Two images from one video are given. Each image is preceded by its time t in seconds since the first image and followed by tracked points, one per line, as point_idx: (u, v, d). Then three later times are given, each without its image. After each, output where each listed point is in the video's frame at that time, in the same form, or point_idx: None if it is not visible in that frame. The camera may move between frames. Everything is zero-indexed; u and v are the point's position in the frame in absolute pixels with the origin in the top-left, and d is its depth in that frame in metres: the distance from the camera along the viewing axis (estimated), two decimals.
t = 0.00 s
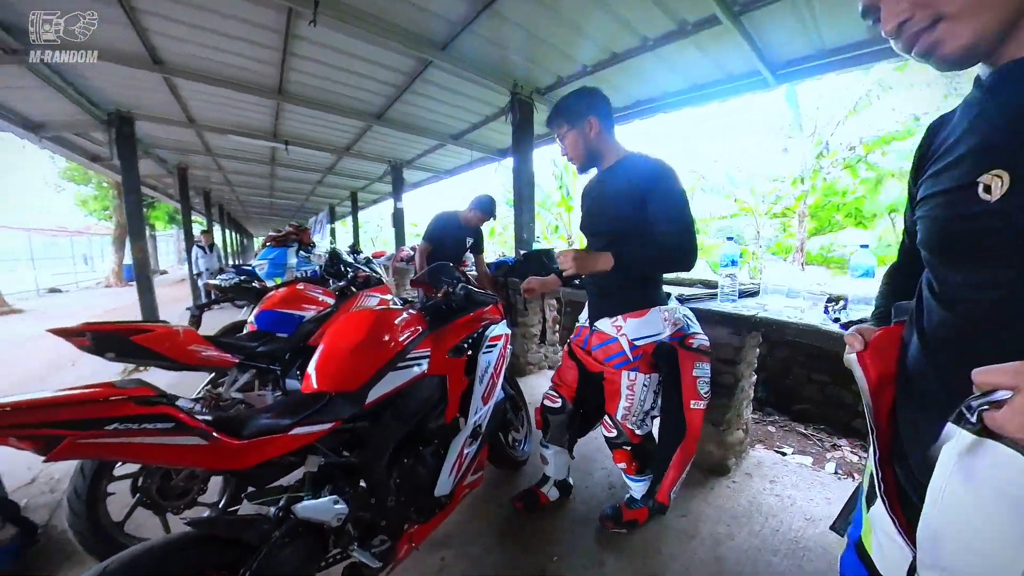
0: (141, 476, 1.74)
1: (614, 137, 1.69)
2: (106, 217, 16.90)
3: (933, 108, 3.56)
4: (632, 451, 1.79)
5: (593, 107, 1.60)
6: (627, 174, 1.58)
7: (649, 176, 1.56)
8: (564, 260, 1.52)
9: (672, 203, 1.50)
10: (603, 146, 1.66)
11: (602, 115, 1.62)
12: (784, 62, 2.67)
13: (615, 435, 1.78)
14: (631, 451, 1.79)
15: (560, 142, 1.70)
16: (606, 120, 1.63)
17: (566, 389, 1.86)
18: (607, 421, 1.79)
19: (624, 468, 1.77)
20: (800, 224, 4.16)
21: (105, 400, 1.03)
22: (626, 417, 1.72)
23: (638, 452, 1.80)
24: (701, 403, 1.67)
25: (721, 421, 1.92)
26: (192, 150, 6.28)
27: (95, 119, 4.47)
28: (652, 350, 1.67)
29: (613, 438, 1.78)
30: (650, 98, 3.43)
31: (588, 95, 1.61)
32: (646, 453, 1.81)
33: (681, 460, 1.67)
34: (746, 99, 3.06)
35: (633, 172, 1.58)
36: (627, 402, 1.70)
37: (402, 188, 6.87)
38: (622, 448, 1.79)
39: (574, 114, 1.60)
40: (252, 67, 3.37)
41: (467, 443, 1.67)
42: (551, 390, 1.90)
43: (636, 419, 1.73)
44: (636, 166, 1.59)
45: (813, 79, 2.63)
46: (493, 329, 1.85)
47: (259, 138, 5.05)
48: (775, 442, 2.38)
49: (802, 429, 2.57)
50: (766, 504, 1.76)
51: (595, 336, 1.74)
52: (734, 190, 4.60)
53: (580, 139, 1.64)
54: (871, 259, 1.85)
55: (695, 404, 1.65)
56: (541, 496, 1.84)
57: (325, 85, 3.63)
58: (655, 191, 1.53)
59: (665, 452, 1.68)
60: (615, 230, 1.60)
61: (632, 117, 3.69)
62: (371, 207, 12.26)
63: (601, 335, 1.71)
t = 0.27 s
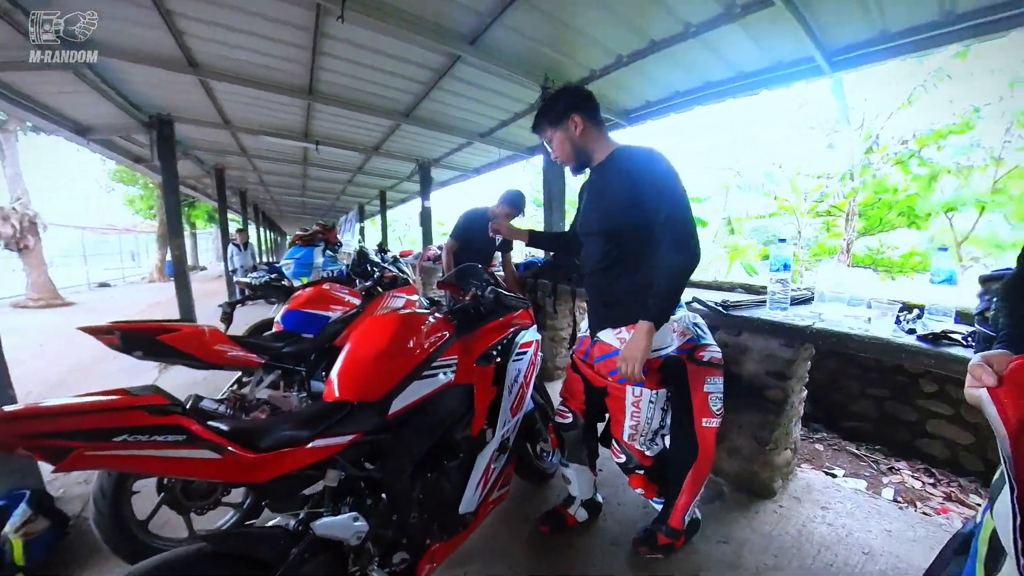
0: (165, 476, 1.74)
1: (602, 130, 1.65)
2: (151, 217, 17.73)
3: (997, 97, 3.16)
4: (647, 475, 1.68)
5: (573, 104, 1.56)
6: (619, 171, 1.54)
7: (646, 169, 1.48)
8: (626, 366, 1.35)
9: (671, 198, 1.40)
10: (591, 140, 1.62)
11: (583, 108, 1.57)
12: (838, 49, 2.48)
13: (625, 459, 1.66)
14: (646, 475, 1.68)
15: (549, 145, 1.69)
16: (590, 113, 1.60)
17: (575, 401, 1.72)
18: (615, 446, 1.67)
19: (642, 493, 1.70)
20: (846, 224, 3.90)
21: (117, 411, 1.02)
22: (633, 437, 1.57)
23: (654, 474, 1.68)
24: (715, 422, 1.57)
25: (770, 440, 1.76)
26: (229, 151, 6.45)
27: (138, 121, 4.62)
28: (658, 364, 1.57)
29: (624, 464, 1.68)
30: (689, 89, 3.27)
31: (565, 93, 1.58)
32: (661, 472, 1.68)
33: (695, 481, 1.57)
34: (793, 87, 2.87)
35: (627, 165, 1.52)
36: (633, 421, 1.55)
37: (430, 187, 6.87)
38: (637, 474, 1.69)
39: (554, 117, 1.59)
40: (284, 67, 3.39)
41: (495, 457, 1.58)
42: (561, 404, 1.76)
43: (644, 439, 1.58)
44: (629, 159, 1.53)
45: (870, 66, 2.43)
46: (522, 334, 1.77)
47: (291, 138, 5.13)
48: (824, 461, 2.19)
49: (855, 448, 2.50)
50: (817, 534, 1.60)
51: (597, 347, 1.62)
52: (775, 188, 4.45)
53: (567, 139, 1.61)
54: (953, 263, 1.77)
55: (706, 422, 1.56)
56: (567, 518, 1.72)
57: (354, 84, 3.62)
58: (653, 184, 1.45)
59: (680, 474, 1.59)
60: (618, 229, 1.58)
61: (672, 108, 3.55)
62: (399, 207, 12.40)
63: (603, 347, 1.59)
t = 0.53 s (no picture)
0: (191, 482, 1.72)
1: (604, 133, 1.55)
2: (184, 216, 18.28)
3: None
4: (646, 500, 1.57)
5: (567, 112, 1.48)
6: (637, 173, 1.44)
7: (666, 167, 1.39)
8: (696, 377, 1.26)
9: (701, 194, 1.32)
10: (596, 144, 1.53)
11: (581, 113, 1.49)
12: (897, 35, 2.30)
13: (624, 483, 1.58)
14: (646, 502, 1.57)
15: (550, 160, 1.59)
16: (588, 117, 1.51)
17: (604, 417, 1.61)
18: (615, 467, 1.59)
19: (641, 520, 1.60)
20: (888, 224, 3.63)
21: (136, 431, 1.01)
22: (637, 454, 1.48)
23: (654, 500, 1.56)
24: (740, 450, 1.39)
25: (822, 461, 1.71)
26: (256, 152, 6.54)
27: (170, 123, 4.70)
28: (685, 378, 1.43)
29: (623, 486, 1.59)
30: (728, 82, 3.14)
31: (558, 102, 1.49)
32: (669, 498, 1.55)
33: (707, 517, 1.39)
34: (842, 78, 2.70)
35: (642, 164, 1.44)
36: (642, 436, 1.46)
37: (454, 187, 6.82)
38: (637, 500, 1.58)
39: (553, 129, 1.50)
40: (311, 67, 3.38)
41: (529, 476, 1.60)
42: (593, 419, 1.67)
43: (649, 461, 1.49)
44: (646, 158, 1.44)
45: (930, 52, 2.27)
46: (558, 343, 1.75)
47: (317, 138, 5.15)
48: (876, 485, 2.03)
49: (910, 469, 2.34)
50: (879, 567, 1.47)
51: (623, 353, 1.56)
52: (813, 187, 4.21)
53: (570, 149, 1.52)
54: None
55: (730, 449, 1.38)
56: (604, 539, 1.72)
57: (380, 83, 3.59)
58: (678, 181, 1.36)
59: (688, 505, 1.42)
60: (646, 235, 1.47)
61: (708, 103, 3.42)
62: (422, 207, 12.44)
63: (630, 352, 1.52)
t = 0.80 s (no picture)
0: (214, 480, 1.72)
1: (609, 135, 1.47)
2: (207, 216, 18.73)
3: None
4: (672, 503, 1.47)
5: (566, 118, 1.42)
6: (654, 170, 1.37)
7: (687, 158, 1.31)
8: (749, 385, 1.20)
9: (730, 187, 1.23)
10: (604, 149, 1.46)
11: (581, 119, 1.42)
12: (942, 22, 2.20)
13: (656, 478, 1.50)
14: (670, 504, 1.48)
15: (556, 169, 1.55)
16: (590, 123, 1.44)
17: (640, 420, 1.56)
18: (649, 460, 1.51)
19: (657, 524, 1.48)
20: (920, 224, 3.44)
21: (158, 432, 1.05)
22: (674, 460, 1.43)
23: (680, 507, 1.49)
24: (785, 451, 1.33)
25: (864, 472, 1.69)
26: (278, 152, 6.63)
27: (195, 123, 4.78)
28: (722, 381, 1.37)
29: (653, 481, 1.51)
30: (756, 75, 3.03)
31: (557, 107, 1.44)
32: (687, 509, 1.51)
33: (752, 523, 1.34)
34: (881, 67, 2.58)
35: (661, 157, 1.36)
36: (680, 442, 1.41)
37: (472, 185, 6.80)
38: (660, 500, 1.48)
39: (555, 138, 1.44)
40: (333, 65, 3.39)
41: (556, 484, 1.54)
42: (625, 420, 1.62)
43: (686, 464, 1.43)
44: (664, 152, 1.37)
45: (981, 39, 2.14)
46: (585, 346, 1.70)
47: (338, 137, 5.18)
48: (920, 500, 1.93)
49: (955, 484, 2.22)
50: None
51: (652, 358, 1.51)
52: (840, 185, 4.07)
53: (575, 158, 1.45)
54: None
55: (773, 452, 1.32)
56: (630, 548, 1.68)
57: (400, 80, 3.58)
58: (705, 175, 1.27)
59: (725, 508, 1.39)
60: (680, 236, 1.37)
61: (733, 99, 3.30)
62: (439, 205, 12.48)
63: (658, 357, 1.48)
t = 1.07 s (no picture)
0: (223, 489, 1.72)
1: (609, 143, 1.40)
2: (223, 216, 19.01)
3: None
4: (683, 525, 1.45)
5: (560, 126, 1.36)
6: (655, 175, 1.33)
7: (689, 164, 1.28)
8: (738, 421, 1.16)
9: (737, 194, 1.18)
10: (606, 156, 1.39)
11: (578, 127, 1.36)
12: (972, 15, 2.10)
13: (667, 497, 1.46)
14: (682, 526, 1.46)
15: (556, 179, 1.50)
16: (588, 130, 1.38)
17: (655, 434, 1.53)
18: (661, 478, 1.47)
19: (667, 545, 1.47)
20: (946, 225, 3.28)
21: (150, 448, 1.05)
22: (686, 480, 1.39)
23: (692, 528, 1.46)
24: (808, 476, 1.30)
25: (890, 492, 1.67)
26: (290, 153, 6.67)
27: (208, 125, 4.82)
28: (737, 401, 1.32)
29: (664, 500, 1.47)
30: (776, 71, 2.94)
31: (552, 113, 1.38)
32: (704, 532, 1.47)
33: (772, 541, 1.33)
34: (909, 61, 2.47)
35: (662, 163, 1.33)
36: (692, 462, 1.37)
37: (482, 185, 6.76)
38: (671, 521, 1.47)
39: (551, 148, 1.39)
40: (343, 67, 3.38)
41: (565, 499, 1.49)
42: (638, 434, 1.60)
43: (699, 485, 1.39)
44: (669, 161, 1.31)
45: (1015, 32, 2.04)
46: (596, 355, 1.64)
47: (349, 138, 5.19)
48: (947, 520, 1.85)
49: (984, 501, 2.13)
50: None
51: (663, 373, 1.47)
52: (862, 185, 4.00)
53: (576, 170, 1.41)
54: None
55: (794, 476, 1.30)
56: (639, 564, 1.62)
57: (410, 81, 3.55)
58: (709, 180, 1.23)
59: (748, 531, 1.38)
60: (685, 253, 1.32)
61: (751, 97, 3.21)
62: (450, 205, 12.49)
63: (670, 372, 1.43)
